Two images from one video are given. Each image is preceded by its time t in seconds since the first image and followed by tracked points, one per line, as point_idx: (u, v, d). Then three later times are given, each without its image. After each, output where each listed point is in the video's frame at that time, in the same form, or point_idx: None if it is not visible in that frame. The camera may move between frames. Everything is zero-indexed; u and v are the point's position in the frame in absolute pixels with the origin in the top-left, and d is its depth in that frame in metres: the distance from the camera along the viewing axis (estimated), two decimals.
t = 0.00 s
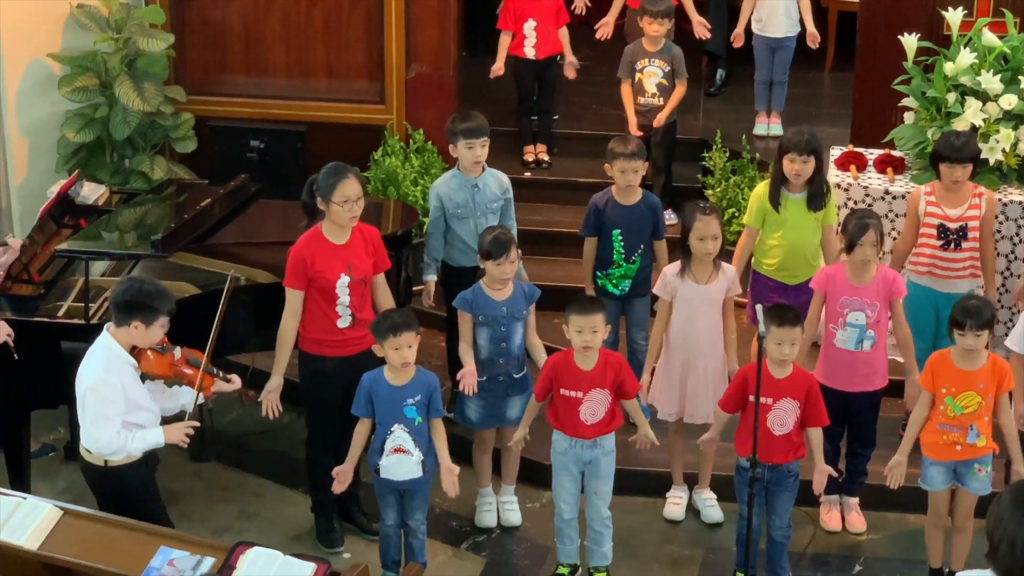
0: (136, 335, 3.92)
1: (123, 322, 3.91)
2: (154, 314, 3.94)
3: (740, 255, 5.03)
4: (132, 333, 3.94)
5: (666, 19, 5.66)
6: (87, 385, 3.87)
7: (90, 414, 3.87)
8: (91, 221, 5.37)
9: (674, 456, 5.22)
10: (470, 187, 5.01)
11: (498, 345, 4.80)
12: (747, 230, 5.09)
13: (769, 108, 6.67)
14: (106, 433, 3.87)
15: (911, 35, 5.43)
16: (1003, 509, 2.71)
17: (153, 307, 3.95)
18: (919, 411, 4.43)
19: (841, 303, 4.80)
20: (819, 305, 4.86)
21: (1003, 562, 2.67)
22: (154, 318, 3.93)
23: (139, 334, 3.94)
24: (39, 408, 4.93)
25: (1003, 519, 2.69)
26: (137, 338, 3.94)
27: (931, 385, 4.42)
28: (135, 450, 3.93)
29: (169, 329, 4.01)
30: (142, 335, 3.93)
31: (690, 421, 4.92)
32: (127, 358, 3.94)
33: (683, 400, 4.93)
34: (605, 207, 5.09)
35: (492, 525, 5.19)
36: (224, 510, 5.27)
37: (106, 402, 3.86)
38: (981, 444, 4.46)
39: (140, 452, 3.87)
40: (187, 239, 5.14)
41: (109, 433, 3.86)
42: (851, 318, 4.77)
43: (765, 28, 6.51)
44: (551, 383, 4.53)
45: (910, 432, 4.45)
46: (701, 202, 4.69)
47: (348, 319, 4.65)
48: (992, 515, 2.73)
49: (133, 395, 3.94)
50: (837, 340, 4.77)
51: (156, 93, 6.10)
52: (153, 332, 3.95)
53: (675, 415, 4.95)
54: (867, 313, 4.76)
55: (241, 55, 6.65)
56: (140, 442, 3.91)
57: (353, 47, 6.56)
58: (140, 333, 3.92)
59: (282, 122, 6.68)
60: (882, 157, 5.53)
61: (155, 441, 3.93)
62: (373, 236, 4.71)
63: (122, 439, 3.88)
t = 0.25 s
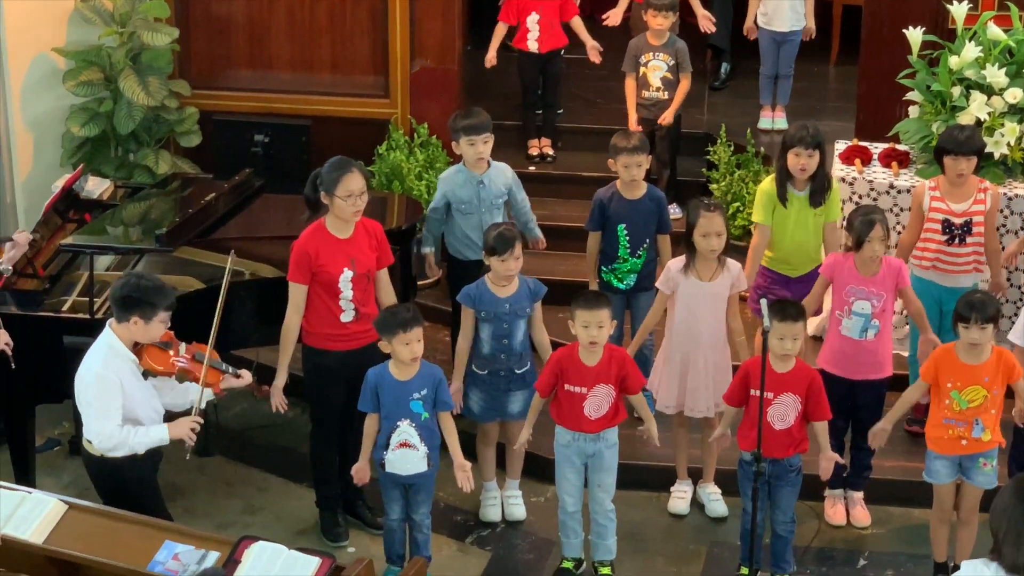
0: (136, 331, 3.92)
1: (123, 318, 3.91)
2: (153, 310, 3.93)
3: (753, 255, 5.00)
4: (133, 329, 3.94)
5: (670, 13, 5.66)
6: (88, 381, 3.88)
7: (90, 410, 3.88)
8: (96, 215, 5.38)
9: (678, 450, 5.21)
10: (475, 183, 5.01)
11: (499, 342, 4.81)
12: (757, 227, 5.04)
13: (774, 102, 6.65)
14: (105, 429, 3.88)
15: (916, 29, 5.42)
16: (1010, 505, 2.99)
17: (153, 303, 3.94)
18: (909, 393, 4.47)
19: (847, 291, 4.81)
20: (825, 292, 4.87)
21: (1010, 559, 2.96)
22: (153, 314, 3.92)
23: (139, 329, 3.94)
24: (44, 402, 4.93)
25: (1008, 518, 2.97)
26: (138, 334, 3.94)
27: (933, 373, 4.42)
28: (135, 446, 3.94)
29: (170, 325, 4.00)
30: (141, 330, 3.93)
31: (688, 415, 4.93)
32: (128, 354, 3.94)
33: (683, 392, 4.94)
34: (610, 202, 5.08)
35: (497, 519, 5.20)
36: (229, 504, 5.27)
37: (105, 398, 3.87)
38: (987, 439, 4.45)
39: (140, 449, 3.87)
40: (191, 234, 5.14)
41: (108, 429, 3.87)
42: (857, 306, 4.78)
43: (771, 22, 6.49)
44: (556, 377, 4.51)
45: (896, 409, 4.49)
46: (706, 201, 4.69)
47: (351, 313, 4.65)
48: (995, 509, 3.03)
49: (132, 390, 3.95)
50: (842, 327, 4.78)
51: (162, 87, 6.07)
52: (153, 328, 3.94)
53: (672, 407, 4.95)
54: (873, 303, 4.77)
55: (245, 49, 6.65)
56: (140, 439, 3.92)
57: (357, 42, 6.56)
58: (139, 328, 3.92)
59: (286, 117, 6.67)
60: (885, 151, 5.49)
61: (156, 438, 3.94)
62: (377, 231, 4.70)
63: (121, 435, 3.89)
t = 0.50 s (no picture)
0: (145, 337, 3.96)
1: (132, 325, 3.95)
2: (163, 317, 3.96)
3: (772, 262, 4.94)
4: (143, 335, 3.98)
5: (670, 10, 5.65)
6: (99, 383, 3.94)
7: (103, 409, 3.94)
8: (96, 213, 5.37)
9: (679, 447, 5.22)
10: (474, 181, 5.01)
11: (500, 341, 4.82)
12: (769, 228, 4.99)
13: (775, 99, 6.63)
14: (118, 426, 3.93)
15: (916, 25, 5.42)
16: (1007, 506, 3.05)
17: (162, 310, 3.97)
18: (911, 387, 4.47)
19: (847, 292, 4.80)
20: (825, 294, 4.86)
21: (1007, 558, 3.03)
22: (161, 321, 3.95)
23: (149, 335, 3.97)
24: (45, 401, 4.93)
25: (1006, 516, 3.03)
26: (148, 339, 3.98)
27: (936, 370, 4.43)
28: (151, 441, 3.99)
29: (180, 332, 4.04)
30: (151, 337, 3.96)
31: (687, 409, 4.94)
32: (139, 358, 3.99)
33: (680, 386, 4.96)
34: (609, 198, 5.09)
35: (498, 516, 5.20)
36: (231, 502, 5.27)
37: (116, 398, 3.93)
38: (990, 435, 4.45)
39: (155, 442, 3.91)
40: (192, 231, 5.14)
41: (121, 425, 3.93)
42: (858, 307, 4.78)
43: (771, 19, 6.41)
44: (557, 376, 4.51)
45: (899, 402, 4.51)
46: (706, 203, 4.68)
47: (350, 311, 4.66)
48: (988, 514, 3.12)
49: (143, 393, 4.00)
50: (844, 329, 4.78)
51: (162, 85, 6.07)
52: (163, 334, 3.97)
53: (669, 400, 4.98)
54: (874, 303, 4.76)
55: (245, 47, 6.64)
56: (155, 433, 3.96)
57: (357, 39, 6.55)
58: (149, 335, 3.96)
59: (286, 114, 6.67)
60: (887, 147, 5.51)
61: (171, 429, 3.98)
62: (377, 230, 4.70)
63: (134, 431, 3.94)
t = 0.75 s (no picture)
0: (154, 340, 3.95)
1: (141, 328, 3.95)
2: (173, 322, 3.96)
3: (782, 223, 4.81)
4: (151, 338, 3.97)
5: (664, 9, 5.65)
6: (109, 383, 3.95)
7: (114, 407, 3.95)
8: (92, 215, 5.37)
9: (676, 447, 5.22)
10: (468, 182, 5.01)
11: (496, 342, 4.83)
12: (772, 204, 4.91)
13: (770, 99, 6.62)
14: (132, 422, 3.95)
15: (910, 24, 5.42)
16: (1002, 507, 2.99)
17: (172, 314, 3.97)
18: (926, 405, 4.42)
19: (843, 291, 4.79)
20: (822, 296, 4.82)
21: (998, 561, 2.96)
22: (172, 326, 3.94)
23: (158, 339, 3.97)
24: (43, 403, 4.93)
25: (1001, 518, 2.97)
26: (156, 343, 3.98)
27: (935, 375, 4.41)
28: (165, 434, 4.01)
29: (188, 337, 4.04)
30: (160, 341, 3.96)
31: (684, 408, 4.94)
32: (147, 360, 4.00)
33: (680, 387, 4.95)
34: (603, 199, 5.09)
35: (495, 517, 5.20)
36: (228, 504, 5.27)
37: (127, 396, 3.94)
38: (987, 433, 4.47)
39: (172, 431, 3.93)
40: (188, 233, 5.15)
41: (135, 420, 3.94)
42: (855, 307, 4.78)
43: (766, 19, 6.43)
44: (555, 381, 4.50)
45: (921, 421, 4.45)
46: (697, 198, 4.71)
47: (345, 311, 4.66)
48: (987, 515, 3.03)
49: (152, 394, 4.03)
50: (841, 330, 4.79)
51: (157, 87, 6.08)
52: (172, 339, 3.97)
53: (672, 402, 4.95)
54: (871, 301, 4.76)
55: (241, 49, 6.64)
56: (170, 425, 3.99)
57: (352, 40, 6.55)
58: (158, 338, 3.95)
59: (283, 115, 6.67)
60: (882, 147, 5.50)
61: (184, 421, 4.01)
62: (372, 231, 4.70)
63: (149, 425, 3.96)
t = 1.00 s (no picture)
0: (149, 340, 3.97)
1: (138, 326, 3.96)
2: (169, 322, 3.98)
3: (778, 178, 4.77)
4: (148, 338, 3.99)
5: (654, 12, 5.64)
6: (106, 380, 3.96)
7: (112, 401, 3.96)
8: (82, 220, 5.37)
9: (668, 451, 5.22)
10: (458, 181, 5.03)
11: (486, 336, 4.82)
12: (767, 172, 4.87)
13: (760, 101, 6.63)
14: (131, 413, 3.94)
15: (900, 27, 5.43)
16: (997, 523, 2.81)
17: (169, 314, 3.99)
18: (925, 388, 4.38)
19: (835, 289, 4.83)
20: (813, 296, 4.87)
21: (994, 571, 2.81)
22: (167, 326, 3.97)
23: (154, 339, 3.99)
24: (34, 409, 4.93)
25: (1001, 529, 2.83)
26: (152, 343, 4.00)
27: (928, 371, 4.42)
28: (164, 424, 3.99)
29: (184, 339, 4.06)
30: (155, 341, 3.98)
31: (678, 411, 4.93)
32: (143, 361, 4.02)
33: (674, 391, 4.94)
34: (593, 204, 5.07)
35: (486, 521, 5.20)
36: (219, 509, 5.26)
37: (124, 389, 3.94)
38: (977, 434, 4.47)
39: (171, 417, 3.92)
40: (179, 238, 5.14)
41: (134, 410, 3.93)
42: (846, 304, 4.81)
43: (755, 21, 6.41)
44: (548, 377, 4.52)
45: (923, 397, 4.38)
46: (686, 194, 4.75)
47: (335, 314, 4.65)
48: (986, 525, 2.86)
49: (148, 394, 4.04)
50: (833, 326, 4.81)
51: (147, 92, 6.08)
52: (167, 339, 3.99)
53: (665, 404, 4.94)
54: (861, 298, 4.81)
55: (231, 53, 6.64)
56: (167, 413, 3.97)
57: (343, 44, 6.55)
58: (153, 338, 3.97)
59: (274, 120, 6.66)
60: (872, 149, 5.43)
61: (182, 409, 4.00)
62: (361, 235, 4.71)
63: (147, 415, 3.95)
